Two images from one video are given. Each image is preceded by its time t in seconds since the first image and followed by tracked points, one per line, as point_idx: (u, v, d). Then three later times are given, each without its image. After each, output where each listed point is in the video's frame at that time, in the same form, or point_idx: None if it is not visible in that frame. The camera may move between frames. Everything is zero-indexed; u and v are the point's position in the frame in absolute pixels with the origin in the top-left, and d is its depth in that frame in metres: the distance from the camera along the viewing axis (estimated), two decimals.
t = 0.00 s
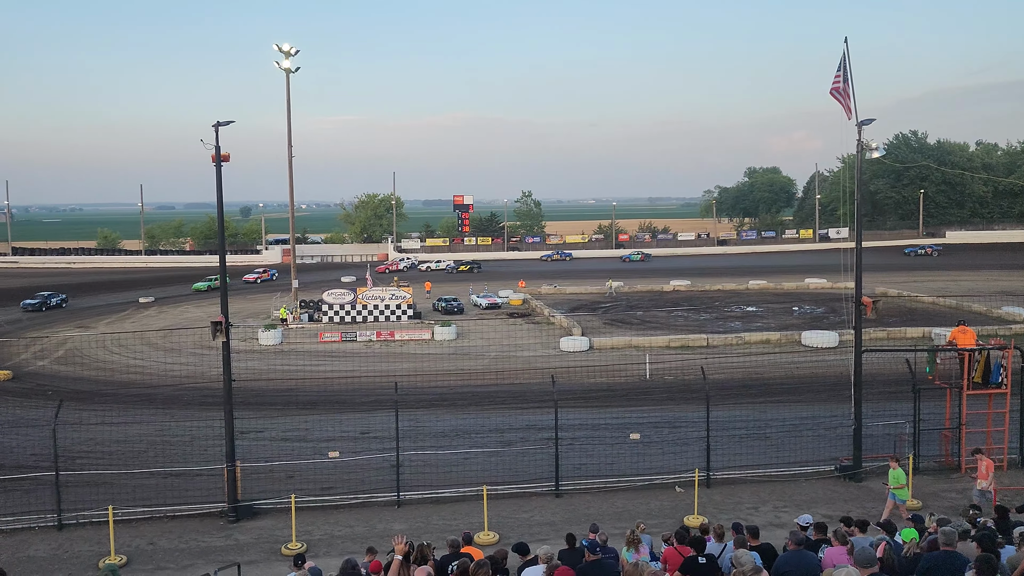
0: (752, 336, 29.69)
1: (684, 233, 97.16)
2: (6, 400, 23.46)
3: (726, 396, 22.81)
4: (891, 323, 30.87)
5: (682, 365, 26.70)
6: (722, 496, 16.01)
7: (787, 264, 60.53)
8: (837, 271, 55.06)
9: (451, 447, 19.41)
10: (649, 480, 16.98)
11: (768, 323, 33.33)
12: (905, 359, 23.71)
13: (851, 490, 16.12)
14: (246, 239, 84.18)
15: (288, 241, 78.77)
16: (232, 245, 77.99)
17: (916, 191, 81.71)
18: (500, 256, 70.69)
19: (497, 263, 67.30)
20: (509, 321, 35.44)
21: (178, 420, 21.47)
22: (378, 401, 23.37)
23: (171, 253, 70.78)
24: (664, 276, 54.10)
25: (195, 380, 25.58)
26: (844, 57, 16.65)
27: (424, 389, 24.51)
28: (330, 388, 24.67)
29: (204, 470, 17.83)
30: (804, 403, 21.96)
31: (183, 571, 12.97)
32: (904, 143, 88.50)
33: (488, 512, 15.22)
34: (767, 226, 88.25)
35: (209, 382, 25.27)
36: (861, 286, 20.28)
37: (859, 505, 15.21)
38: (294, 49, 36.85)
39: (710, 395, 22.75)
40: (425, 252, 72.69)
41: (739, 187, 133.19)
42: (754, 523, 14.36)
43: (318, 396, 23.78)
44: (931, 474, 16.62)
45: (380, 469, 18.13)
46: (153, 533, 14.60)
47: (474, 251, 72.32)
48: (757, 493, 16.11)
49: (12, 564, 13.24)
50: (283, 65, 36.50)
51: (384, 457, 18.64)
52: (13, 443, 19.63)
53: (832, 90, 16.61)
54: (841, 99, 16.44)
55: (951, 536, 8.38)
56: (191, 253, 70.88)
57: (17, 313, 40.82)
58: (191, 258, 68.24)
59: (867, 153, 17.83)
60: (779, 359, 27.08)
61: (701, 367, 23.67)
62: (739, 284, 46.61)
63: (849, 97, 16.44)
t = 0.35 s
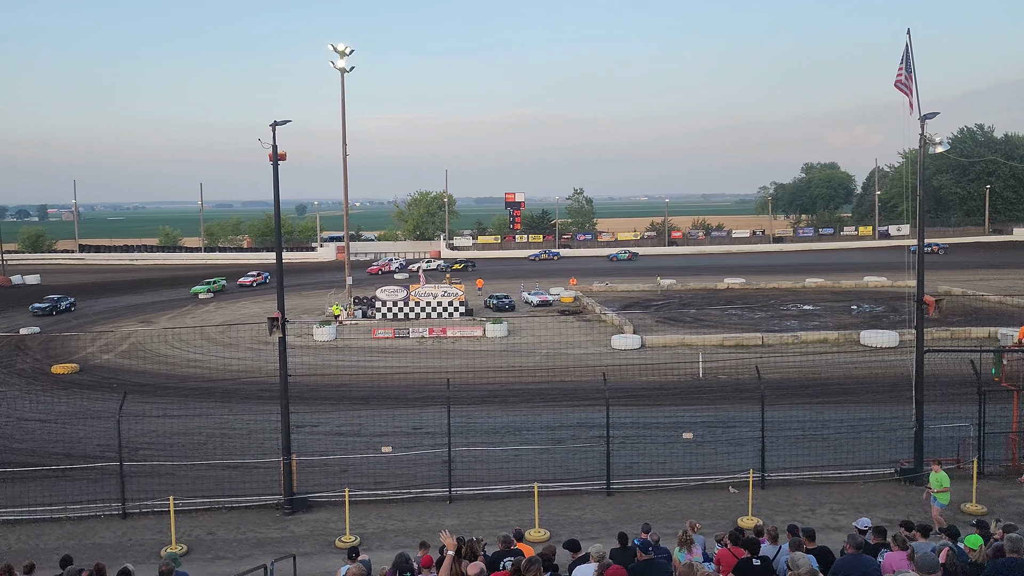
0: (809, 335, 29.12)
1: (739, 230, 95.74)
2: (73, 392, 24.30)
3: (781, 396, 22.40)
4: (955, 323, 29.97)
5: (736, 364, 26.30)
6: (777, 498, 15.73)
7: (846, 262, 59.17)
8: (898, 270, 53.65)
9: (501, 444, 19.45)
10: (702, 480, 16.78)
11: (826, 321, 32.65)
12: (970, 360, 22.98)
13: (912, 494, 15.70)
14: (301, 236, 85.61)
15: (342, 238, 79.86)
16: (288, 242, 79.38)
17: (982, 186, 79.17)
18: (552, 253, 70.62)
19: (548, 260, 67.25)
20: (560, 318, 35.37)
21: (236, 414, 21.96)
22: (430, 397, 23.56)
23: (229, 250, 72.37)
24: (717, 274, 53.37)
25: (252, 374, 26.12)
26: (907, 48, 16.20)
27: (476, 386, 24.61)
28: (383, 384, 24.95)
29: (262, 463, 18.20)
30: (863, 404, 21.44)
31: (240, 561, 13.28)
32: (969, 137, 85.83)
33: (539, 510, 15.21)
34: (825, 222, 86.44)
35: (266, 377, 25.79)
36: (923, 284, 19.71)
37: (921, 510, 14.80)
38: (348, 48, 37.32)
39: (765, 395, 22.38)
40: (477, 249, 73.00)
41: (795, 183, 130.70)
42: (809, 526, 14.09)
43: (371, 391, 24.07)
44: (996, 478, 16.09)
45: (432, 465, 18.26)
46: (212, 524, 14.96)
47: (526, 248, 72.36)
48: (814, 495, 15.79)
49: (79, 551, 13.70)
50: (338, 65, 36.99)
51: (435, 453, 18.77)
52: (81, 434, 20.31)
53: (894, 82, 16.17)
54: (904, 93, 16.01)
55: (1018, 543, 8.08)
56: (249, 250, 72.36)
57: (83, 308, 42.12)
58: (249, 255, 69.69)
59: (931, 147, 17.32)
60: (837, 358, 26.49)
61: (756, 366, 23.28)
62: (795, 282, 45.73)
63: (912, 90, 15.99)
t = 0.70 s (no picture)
0: (860, 336, 28.55)
1: (788, 229, 94.25)
2: (129, 387, 24.95)
3: (831, 398, 22.00)
4: (1013, 324, 29.10)
5: (785, 365, 25.89)
6: (828, 502, 15.44)
7: (899, 261, 57.86)
8: (954, 269, 52.29)
9: (546, 443, 19.45)
10: (751, 482, 16.55)
11: (878, 322, 31.98)
12: None
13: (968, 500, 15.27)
14: (348, 235, 86.62)
15: (388, 237, 80.61)
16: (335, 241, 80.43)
17: None
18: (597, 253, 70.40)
19: (593, 259, 67.04)
20: (606, 317, 35.23)
21: (285, 410, 22.33)
22: (476, 396, 23.67)
23: (279, 249, 73.58)
24: (766, 273, 52.64)
25: (300, 372, 26.53)
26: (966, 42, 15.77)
27: (520, 385, 24.66)
28: (429, 382, 25.12)
29: (310, 459, 18.47)
30: (917, 407, 20.93)
31: (289, 555, 13.50)
32: None
33: (584, 510, 15.17)
34: (878, 221, 84.60)
35: (314, 374, 26.19)
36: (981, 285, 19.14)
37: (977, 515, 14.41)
38: (396, 49, 37.62)
39: (815, 397, 21.98)
40: (522, 249, 73.07)
41: (846, 181, 128.19)
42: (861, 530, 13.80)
43: (416, 389, 24.26)
44: None
45: (477, 463, 18.34)
46: (262, 518, 15.23)
47: (571, 248, 72.27)
48: (866, 499, 15.46)
49: (135, 543, 14.06)
50: (386, 66, 37.32)
51: (481, 451, 18.83)
52: (136, 428, 20.84)
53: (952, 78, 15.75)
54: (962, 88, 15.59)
55: None
56: (298, 250, 73.49)
57: (138, 306, 43.18)
58: (298, 254, 70.77)
59: (989, 144, 16.85)
60: (890, 360, 25.91)
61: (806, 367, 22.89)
62: (846, 281, 44.88)
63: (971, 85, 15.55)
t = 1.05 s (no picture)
0: (906, 337, 27.98)
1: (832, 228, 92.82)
2: (175, 384, 25.44)
3: (876, 400, 21.60)
4: None
5: (828, 366, 25.50)
6: (872, 506, 15.18)
7: (948, 262, 56.53)
8: (1004, 270, 50.96)
9: (585, 443, 19.39)
10: (793, 485, 16.33)
11: (924, 323, 31.32)
12: None
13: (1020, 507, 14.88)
14: (388, 235, 87.24)
15: (427, 237, 81.09)
16: (375, 240, 81.14)
17: None
18: (636, 253, 70.04)
19: (632, 259, 66.68)
20: (645, 317, 35.03)
21: (326, 408, 22.59)
22: (514, 394, 23.71)
23: (320, 248, 74.43)
24: (809, 273, 51.90)
25: (341, 370, 26.81)
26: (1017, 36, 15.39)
27: (559, 384, 24.64)
28: (468, 381, 25.21)
29: (351, 456, 18.66)
30: (965, 410, 20.45)
31: (330, 551, 13.65)
32: None
33: (623, 510, 15.10)
34: (926, 220, 82.78)
35: (354, 373, 26.44)
36: None
37: None
38: (436, 49, 37.80)
39: (859, 399, 21.60)
40: (561, 248, 72.95)
41: (892, 179, 125.69)
42: (906, 536, 13.53)
43: (456, 388, 24.37)
44: None
45: (516, 462, 18.37)
46: (303, 514, 15.42)
47: (610, 248, 71.99)
48: (912, 504, 15.16)
49: (181, 536, 14.34)
50: (425, 66, 37.52)
51: (519, 450, 18.86)
52: (181, 424, 21.24)
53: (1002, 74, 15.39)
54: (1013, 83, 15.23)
55: None
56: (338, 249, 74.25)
57: (183, 304, 43.97)
58: (338, 253, 71.51)
59: None
60: (937, 362, 25.36)
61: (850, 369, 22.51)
62: (892, 282, 44.01)
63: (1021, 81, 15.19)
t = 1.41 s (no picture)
0: (950, 338, 27.40)
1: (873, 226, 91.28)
2: (215, 379, 25.85)
3: (919, 401, 21.20)
4: None
5: (869, 366, 25.08)
6: (915, 509, 14.90)
7: (995, 260, 55.24)
8: None
9: (621, 442, 19.32)
10: (832, 486, 16.10)
11: (970, 323, 30.64)
12: None
13: None
14: (424, 233, 87.72)
15: (462, 235, 81.41)
16: (411, 238, 81.63)
17: None
18: (673, 251, 69.55)
19: (669, 257, 66.25)
20: (682, 316, 34.76)
21: (363, 404, 22.79)
22: (550, 392, 23.70)
23: (357, 246, 75.11)
24: (850, 272, 51.10)
25: (378, 367, 27.01)
26: None
27: (595, 382, 24.58)
28: (504, 378, 25.24)
29: (387, 452, 18.79)
30: (1012, 412, 19.97)
31: (367, 546, 13.77)
32: None
33: (659, 509, 15.01)
34: (971, 218, 80.95)
35: (391, 369, 26.63)
36: None
37: None
38: (472, 48, 37.91)
39: (901, 400, 21.21)
40: (597, 246, 72.72)
41: (937, 176, 123.17)
42: (950, 540, 13.26)
43: (491, 386, 24.44)
44: None
45: (552, 460, 18.37)
46: (341, 509, 15.58)
47: (646, 246, 71.57)
48: (956, 507, 14.86)
49: (221, 529, 14.57)
50: (461, 64, 37.65)
51: (555, 448, 18.85)
52: (221, 419, 21.58)
53: None
54: None
55: None
56: (376, 246, 74.82)
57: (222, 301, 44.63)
58: (376, 250, 72.09)
59: None
60: (982, 363, 24.80)
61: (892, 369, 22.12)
62: (936, 280, 43.13)
63: None
